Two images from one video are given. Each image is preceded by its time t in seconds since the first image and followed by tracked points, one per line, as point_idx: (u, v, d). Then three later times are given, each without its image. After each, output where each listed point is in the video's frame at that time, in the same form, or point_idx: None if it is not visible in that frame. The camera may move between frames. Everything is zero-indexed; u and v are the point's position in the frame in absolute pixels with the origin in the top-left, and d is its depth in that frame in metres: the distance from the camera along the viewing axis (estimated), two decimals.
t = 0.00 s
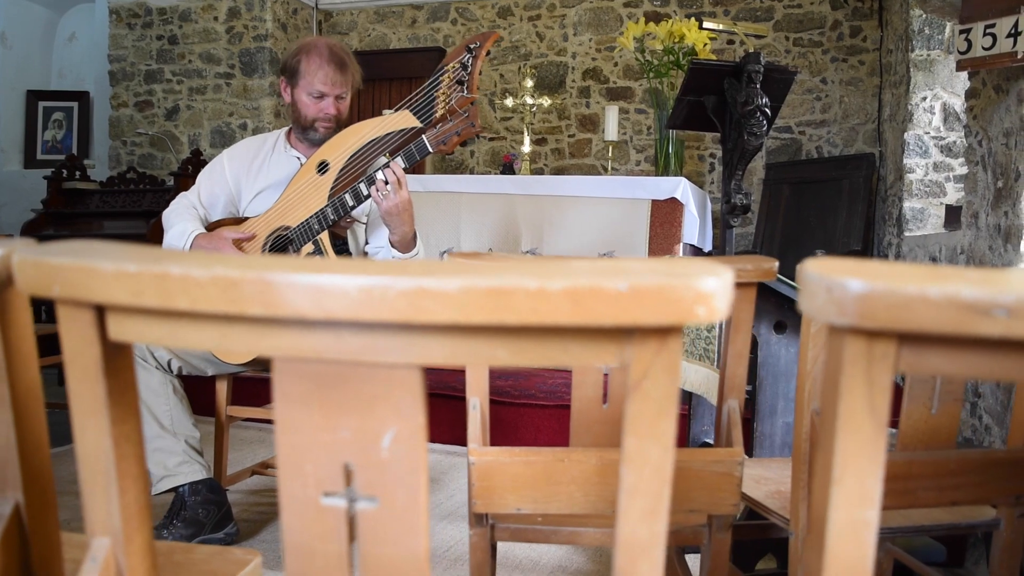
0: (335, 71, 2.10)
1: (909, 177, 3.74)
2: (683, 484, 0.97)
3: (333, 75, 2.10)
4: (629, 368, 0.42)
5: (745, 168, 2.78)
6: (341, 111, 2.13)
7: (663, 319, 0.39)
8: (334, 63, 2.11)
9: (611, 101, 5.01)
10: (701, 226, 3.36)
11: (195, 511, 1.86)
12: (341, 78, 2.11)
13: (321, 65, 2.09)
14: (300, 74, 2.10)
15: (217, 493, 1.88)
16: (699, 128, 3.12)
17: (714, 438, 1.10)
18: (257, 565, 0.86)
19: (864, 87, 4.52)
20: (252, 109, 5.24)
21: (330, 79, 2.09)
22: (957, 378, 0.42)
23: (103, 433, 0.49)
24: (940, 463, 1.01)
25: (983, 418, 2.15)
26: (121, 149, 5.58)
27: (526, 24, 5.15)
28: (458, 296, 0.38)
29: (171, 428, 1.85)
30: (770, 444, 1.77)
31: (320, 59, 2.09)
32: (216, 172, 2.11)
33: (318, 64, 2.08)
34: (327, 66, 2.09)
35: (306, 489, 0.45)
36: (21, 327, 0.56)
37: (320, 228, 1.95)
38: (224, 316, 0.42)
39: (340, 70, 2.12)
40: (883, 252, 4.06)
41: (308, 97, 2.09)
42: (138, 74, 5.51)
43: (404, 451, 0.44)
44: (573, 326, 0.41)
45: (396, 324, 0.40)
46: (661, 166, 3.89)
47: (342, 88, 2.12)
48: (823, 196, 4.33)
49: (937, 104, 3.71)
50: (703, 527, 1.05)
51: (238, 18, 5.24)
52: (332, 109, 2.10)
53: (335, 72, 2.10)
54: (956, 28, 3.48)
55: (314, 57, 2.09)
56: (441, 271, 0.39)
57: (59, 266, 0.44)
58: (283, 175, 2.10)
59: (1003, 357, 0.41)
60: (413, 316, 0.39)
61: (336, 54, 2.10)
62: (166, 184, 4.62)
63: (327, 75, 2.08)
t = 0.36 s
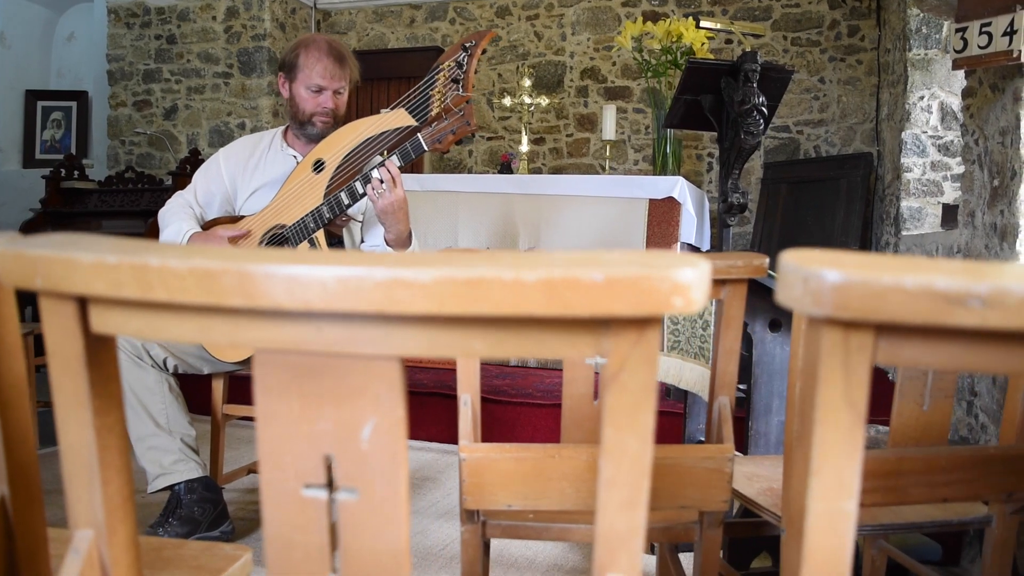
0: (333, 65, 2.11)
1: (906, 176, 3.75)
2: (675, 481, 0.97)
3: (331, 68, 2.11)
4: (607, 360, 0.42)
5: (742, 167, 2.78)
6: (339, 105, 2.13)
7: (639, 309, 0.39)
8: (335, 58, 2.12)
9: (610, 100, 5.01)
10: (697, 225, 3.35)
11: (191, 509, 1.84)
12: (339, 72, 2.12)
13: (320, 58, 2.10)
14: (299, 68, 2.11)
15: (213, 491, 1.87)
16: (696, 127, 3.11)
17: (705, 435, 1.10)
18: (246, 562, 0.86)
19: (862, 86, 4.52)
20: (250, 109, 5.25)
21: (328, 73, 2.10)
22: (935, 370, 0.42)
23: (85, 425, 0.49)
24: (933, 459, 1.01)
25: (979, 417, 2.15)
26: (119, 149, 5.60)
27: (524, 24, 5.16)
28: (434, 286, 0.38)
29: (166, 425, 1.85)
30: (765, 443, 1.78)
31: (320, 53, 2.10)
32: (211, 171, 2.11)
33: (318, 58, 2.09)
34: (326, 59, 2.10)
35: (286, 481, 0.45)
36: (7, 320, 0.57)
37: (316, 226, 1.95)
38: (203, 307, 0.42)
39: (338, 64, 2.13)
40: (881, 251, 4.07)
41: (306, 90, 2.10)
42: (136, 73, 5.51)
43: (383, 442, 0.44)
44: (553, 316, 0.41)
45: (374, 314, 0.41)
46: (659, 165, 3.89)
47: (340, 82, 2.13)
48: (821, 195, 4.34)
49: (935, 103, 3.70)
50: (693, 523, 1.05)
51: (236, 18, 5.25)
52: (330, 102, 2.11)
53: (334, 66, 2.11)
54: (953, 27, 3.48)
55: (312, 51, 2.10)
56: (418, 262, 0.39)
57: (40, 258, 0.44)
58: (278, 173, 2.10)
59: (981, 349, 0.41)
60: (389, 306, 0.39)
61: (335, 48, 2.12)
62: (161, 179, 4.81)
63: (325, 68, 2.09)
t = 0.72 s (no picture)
0: (313, 65, 2.01)
1: (904, 176, 3.75)
2: (665, 478, 0.97)
3: (312, 69, 2.01)
4: (586, 351, 0.42)
5: (739, 166, 2.78)
6: (323, 106, 2.05)
7: (615, 300, 0.39)
8: (312, 56, 2.00)
9: (608, 100, 5.01)
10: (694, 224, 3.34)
11: (187, 507, 1.84)
12: (319, 73, 2.02)
13: (297, 60, 2.00)
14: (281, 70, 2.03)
15: (209, 489, 1.87)
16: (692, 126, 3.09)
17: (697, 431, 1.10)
18: (236, 557, 0.86)
19: (860, 86, 4.52)
20: (249, 108, 5.26)
21: (307, 75, 2.01)
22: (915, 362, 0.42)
23: (68, 416, 0.49)
24: (923, 455, 1.01)
25: (976, 415, 2.15)
26: (117, 148, 5.62)
27: (522, 23, 5.16)
28: (412, 277, 0.38)
29: (160, 421, 1.85)
30: (760, 441, 1.78)
31: (295, 54, 1.99)
32: (209, 168, 2.11)
33: (293, 60, 1.99)
34: (305, 59, 2.00)
35: (268, 472, 0.46)
36: None
37: (312, 224, 1.95)
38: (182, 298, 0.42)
39: (319, 63, 2.02)
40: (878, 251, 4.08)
41: (287, 93, 2.03)
42: (135, 73, 5.51)
43: (363, 434, 0.44)
44: (531, 308, 0.41)
45: (352, 305, 0.41)
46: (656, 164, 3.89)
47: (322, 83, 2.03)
48: (819, 194, 4.36)
49: (933, 102, 3.71)
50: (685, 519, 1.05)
51: (234, 17, 5.25)
52: (312, 105, 2.04)
53: (313, 66, 2.01)
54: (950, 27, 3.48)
55: (291, 52, 2.00)
56: (395, 253, 0.40)
57: (23, 250, 0.44)
58: (276, 172, 2.11)
59: (960, 341, 0.41)
60: (366, 297, 0.39)
61: (309, 46, 1.99)
62: (162, 179, 4.73)
63: (303, 71, 1.99)
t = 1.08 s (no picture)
0: (279, 74, 2.00)
1: (901, 175, 3.76)
2: (655, 474, 0.97)
3: (280, 78, 2.00)
4: (565, 342, 0.42)
5: (735, 165, 2.77)
6: (296, 113, 2.03)
7: (593, 291, 0.39)
8: (279, 64, 2.00)
9: (606, 99, 5.01)
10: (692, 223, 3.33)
11: (182, 505, 1.84)
12: (286, 81, 2.00)
13: (266, 71, 2.01)
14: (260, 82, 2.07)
15: (205, 487, 1.87)
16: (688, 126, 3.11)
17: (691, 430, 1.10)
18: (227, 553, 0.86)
19: (858, 85, 4.51)
20: (247, 108, 5.26)
21: (275, 85, 2.01)
22: (892, 353, 0.42)
23: (52, 408, 0.49)
24: (913, 451, 1.01)
25: (971, 414, 2.15)
26: (116, 148, 5.62)
27: (520, 23, 5.16)
28: (390, 268, 0.39)
29: (159, 421, 1.85)
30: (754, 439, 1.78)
31: (264, 66, 2.02)
32: (206, 167, 2.11)
33: (262, 72, 2.02)
34: (272, 71, 2.01)
35: (250, 464, 0.46)
36: None
37: (308, 224, 1.94)
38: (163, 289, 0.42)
39: (286, 72, 2.00)
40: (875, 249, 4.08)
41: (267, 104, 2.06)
42: (133, 72, 5.51)
43: (344, 425, 0.44)
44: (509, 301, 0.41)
45: (332, 296, 0.41)
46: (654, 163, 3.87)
47: (290, 91, 2.01)
48: (816, 193, 4.37)
49: (930, 101, 3.71)
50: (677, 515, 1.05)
51: (232, 17, 5.25)
52: (284, 112, 2.03)
53: (280, 76, 2.00)
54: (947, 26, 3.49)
55: (262, 64, 2.03)
56: (375, 245, 0.40)
57: (4, 242, 0.44)
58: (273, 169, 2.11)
59: (937, 331, 0.41)
60: (345, 288, 0.39)
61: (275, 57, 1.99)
62: (160, 179, 4.74)
63: (269, 81, 2.00)
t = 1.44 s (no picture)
0: (270, 74, 2.01)
1: (898, 174, 3.76)
2: (645, 470, 0.98)
3: (271, 77, 2.01)
4: (542, 334, 0.42)
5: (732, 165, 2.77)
6: (288, 112, 2.04)
7: (569, 282, 0.39)
8: (269, 64, 2.00)
9: (604, 99, 5.01)
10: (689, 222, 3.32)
11: (178, 503, 1.84)
12: (277, 81, 2.00)
13: (257, 71, 2.02)
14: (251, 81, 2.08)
15: (200, 485, 1.87)
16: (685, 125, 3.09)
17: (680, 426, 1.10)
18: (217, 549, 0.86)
19: (856, 85, 4.52)
20: (245, 108, 5.27)
21: (267, 84, 2.02)
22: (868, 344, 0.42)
23: (35, 401, 0.49)
24: (904, 448, 1.02)
25: (967, 412, 2.15)
26: (113, 147, 5.62)
27: (518, 22, 5.16)
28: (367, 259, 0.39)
29: (153, 420, 1.85)
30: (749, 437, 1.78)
31: (254, 66, 2.02)
32: (200, 165, 2.11)
33: (253, 72, 2.03)
34: (263, 70, 2.01)
35: (229, 456, 0.46)
36: None
37: (303, 221, 1.95)
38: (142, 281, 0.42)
39: (277, 71, 2.01)
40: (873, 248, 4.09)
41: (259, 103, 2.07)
42: (131, 71, 5.51)
43: (324, 416, 0.44)
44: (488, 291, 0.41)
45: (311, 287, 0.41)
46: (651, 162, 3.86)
47: (281, 90, 2.01)
48: (813, 192, 4.39)
49: (927, 100, 3.72)
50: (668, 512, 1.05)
51: (230, 16, 5.25)
52: (276, 112, 2.04)
53: (271, 75, 2.01)
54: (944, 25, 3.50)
55: (252, 64, 2.03)
56: (351, 236, 0.40)
57: None
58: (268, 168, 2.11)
59: (914, 322, 0.41)
60: (322, 280, 0.39)
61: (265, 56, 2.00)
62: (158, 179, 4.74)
63: (260, 81, 2.01)
